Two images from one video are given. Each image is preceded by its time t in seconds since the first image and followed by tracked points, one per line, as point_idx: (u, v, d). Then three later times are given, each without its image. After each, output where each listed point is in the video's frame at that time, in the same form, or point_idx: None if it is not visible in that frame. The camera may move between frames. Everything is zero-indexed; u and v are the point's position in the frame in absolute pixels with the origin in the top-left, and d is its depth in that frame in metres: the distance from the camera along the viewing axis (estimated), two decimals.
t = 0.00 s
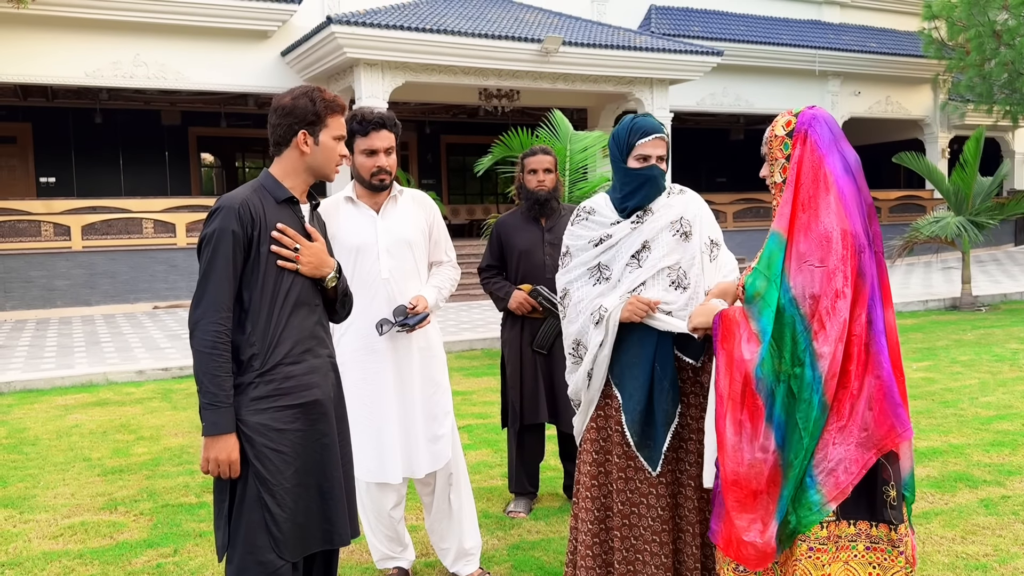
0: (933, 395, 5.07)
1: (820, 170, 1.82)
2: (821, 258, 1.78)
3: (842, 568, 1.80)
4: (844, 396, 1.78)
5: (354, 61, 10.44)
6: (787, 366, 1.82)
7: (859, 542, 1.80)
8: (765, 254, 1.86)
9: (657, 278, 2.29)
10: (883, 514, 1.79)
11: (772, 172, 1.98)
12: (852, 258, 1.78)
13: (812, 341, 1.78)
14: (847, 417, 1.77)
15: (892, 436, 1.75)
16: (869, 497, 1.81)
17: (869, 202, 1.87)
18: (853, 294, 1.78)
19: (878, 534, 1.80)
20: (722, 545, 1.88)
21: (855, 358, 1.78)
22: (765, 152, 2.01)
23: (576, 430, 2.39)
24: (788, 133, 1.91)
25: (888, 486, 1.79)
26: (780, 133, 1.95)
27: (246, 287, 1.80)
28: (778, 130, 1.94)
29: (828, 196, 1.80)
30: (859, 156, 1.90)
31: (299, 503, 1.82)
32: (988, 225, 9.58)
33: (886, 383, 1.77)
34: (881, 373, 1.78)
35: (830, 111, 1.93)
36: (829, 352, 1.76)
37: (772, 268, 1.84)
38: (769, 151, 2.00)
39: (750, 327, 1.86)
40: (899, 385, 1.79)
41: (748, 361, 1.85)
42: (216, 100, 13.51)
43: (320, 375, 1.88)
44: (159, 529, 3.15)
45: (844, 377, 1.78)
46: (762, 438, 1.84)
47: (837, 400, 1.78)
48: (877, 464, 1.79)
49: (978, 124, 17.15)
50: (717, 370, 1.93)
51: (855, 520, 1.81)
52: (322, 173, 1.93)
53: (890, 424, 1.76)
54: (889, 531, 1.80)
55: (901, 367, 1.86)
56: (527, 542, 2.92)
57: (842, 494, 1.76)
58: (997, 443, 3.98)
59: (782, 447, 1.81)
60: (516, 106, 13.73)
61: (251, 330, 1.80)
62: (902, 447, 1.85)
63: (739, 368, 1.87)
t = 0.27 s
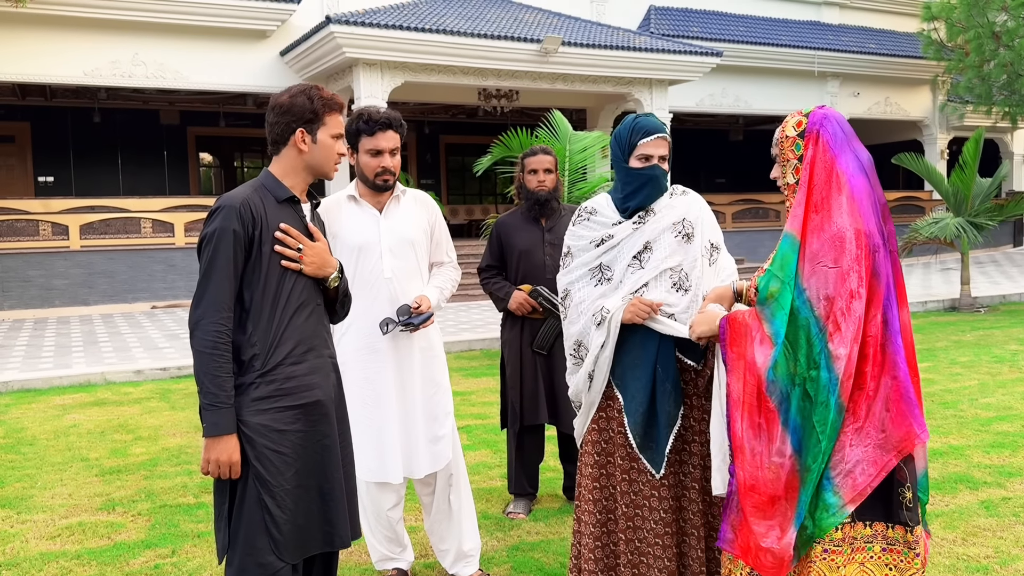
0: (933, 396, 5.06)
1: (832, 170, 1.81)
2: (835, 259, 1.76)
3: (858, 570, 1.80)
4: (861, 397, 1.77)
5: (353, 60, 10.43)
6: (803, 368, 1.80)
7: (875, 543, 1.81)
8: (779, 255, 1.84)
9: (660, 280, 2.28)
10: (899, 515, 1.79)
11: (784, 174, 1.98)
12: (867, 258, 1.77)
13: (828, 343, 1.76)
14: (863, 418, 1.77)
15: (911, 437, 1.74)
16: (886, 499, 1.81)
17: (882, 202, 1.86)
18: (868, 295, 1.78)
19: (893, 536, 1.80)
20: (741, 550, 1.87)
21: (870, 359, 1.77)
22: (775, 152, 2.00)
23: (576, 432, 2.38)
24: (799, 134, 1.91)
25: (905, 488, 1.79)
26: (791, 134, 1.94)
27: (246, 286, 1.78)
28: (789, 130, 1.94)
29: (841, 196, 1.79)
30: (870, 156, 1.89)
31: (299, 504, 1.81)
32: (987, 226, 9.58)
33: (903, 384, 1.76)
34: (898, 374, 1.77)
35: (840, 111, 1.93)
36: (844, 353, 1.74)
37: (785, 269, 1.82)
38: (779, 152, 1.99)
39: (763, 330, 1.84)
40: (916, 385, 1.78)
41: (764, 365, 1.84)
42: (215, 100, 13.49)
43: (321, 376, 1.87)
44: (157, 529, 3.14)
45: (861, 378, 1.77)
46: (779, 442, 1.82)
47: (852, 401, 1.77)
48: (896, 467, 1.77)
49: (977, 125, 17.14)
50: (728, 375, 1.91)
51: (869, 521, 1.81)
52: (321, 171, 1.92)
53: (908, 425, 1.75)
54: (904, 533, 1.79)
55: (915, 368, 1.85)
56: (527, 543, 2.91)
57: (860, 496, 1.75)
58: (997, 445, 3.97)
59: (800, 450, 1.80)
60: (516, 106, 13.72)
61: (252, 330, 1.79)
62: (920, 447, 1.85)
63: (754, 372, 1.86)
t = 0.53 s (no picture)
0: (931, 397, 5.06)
1: (840, 169, 1.80)
2: (847, 258, 1.76)
3: (881, 569, 1.79)
4: (880, 395, 1.76)
5: (351, 59, 10.42)
6: (818, 368, 1.79)
7: (895, 541, 1.80)
8: (790, 256, 1.84)
9: (658, 280, 2.27)
10: (918, 512, 1.79)
11: (789, 174, 1.96)
12: (879, 256, 1.76)
13: (843, 343, 1.75)
14: (880, 416, 1.76)
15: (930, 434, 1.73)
16: (904, 496, 1.81)
17: (891, 199, 1.86)
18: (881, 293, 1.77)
19: (914, 532, 1.80)
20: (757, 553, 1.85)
21: (887, 357, 1.77)
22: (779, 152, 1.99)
23: (574, 432, 2.37)
24: (804, 133, 1.90)
25: (923, 484, 1.79)
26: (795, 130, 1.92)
27: (243, 285, 1.77)
28: (793, 130, 1.92)
29: (851, 193, 1.78)
30: (876, 152, 1.88)
31: (297, 505, 1.80)
32: (984, 227, 9.58)
33: (920, 381, 1.75)
34: (915, 371, 1.76)
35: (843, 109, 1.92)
36: (859, 352, 1.74)
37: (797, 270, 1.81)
38: (784, 151, 1.98)
39: (778, 331, 1.84)
40: (933, 381, 1.77)
41: (778, 367, 1.83)
42: (213, 99, 13.46)
43: (320, 375, 1.86)
44: (152, 530, 3.12)
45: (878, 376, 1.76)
46: (796, 443, 1.81)
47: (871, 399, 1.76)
48: (915, 464, 1.77)
49: (974, 126, 17.16)
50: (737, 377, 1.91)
51: (889, 519, 1.80)
52: (318, 168, 1.90)
53: (925, 421, 1.73)
54: (925, 529, 1.79)
55: (929, 364, 1.84)
56: (525, 543, 2.90)
57: (882, 495, 1.74)
58: (995, 445, 3.96)
59: (817, 450, 1.78)
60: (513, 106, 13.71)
61: (250, 329, 1.77)
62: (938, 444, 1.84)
63: (767, 373, 1.85)
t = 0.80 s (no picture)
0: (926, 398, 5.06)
1: (838, 169, 1.80)
2: (851, 257, 1.75)
3: (893, 568, 1.79)
4: (888, 394, 1.79)
5: (346, 58, 10.40)
6: (821, 368, 1.78)
7: (905, 539, 1.81)
8: (787, 255, 1.82)
9: (655, 280, 2.26)
10: (924, 508, 1.81)
11: (785, 174, 1.95)
12: (879, 255, 1.78)
13: (848, 342, 1.75)
14: (890, 414, 1.79)
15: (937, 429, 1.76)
16: (912, 493, 1.82)
17: (887, 198, 1.87)
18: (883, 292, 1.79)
19: (924, 529, 1.81)
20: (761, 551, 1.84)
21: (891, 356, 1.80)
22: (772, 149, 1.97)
23: (570, 432, 2.36)
24: (799, 133, 1.89)
25: (930, 481, 1.81)
26: (790, 130, 1.92)
27: (236, 284, 1.75)
28: (788, 131, 1.91)
29: (851, 193, 1.78)
30: (870, 152, 1.89)
31: (290, 506, 1.78)
32: (979, 228, 9.59)
33: (926, 378, 1.80)
34: (920, 368, 1.80)
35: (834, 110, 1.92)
36: (867, 351, 1.74)
37: (797, 270, 1.79)
38: (778, 151, 1.97)
39: (775, 331, 1.82)
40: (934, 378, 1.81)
41: (778, 366, 1.81)
42: (207, 97, 13.42)
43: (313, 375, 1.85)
44: (144, 530, 3.10)
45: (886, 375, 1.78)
46: (800, 443, 1.80)
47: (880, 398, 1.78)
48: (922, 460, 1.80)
49: (969, 128, 17.19)
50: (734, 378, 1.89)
51: (900, 517, 1.81)
52: (313, 167, 1.89)
53: (935, 418, 1.77)
54: (936, 525, 1.80)
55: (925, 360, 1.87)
56: (519, 544, 2.89)
57: (894, 492, 1.76)
58: (989, 446, 3.96)
59: (823, 450, 1.78)
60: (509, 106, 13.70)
61: (242, 329, 1.76)
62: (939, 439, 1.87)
63: (767, 374, 1.84)
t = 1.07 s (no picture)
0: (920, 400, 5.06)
1: (825, 172, 1.80)
2: (842, 257, 1.75)
3: (871, 568, 1.79)
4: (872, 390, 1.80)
5: (341, 58, 10.37)
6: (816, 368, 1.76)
7: (884, 540, 1.81)
8: (774, 256, 1.79)
9: (651, 281, 2.25)
10: (905, 510, 1.80)
11: (770, 178, 1.94)
12: (868, 254, 1.79)
13: (841, 342, 1.74)
14: (873, 411, 1.80)
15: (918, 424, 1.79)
16: (891, 494, 1.83)
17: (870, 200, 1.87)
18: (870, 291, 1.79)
19: (903, 531, 1.81)
20: (755, 552, 1.83)
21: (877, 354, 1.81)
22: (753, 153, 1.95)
23: (564, 433, 2.34)
24: (783, 138, 1.88)
25: (909, 482, 1.81)
26: (772, 133, 1.91)
27: (226, 284, 1.73)
28: (771, 136, 1.90)
29: (838, 195, 1.79)
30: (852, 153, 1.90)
31: (279, 509, 1.76)
32: (973, 231, 9.61)
33: (907, 373, 1.82)
34: (902, 364, 1.82)
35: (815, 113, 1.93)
36: (860, 348, 1.75)
37: (785, 272, 1.77)
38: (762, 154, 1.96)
39: (766, 333, 1.80)
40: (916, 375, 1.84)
41: (771, 369, 1.79)
42: (202, 97, 13.38)
43: (303, 376, 1.82)
44: (133, 531, 3.07)
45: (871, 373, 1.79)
46: (794, 444, 1.79)
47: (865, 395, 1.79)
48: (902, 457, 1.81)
49: (963, 131, 17.24)
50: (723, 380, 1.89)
51: (879, 518, 1.81)
52: (307, 165, 1.87)
53: (914, 414, 1.79)
54: (914, 526, 1.81)
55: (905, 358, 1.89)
56: (511, 547, 2.87)
57: (878, 489, 1.76)
58: (983, 449, 3.96)
59: (818, 451, 1.77)
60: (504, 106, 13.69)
61: (232, 329, 1.74)
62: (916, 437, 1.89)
63: (760, 375, 1.83)
